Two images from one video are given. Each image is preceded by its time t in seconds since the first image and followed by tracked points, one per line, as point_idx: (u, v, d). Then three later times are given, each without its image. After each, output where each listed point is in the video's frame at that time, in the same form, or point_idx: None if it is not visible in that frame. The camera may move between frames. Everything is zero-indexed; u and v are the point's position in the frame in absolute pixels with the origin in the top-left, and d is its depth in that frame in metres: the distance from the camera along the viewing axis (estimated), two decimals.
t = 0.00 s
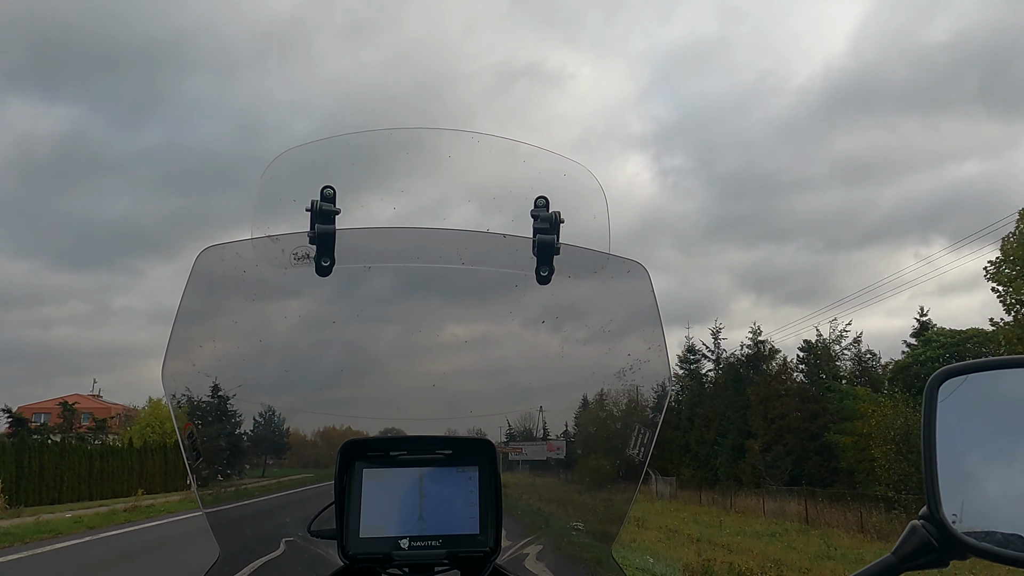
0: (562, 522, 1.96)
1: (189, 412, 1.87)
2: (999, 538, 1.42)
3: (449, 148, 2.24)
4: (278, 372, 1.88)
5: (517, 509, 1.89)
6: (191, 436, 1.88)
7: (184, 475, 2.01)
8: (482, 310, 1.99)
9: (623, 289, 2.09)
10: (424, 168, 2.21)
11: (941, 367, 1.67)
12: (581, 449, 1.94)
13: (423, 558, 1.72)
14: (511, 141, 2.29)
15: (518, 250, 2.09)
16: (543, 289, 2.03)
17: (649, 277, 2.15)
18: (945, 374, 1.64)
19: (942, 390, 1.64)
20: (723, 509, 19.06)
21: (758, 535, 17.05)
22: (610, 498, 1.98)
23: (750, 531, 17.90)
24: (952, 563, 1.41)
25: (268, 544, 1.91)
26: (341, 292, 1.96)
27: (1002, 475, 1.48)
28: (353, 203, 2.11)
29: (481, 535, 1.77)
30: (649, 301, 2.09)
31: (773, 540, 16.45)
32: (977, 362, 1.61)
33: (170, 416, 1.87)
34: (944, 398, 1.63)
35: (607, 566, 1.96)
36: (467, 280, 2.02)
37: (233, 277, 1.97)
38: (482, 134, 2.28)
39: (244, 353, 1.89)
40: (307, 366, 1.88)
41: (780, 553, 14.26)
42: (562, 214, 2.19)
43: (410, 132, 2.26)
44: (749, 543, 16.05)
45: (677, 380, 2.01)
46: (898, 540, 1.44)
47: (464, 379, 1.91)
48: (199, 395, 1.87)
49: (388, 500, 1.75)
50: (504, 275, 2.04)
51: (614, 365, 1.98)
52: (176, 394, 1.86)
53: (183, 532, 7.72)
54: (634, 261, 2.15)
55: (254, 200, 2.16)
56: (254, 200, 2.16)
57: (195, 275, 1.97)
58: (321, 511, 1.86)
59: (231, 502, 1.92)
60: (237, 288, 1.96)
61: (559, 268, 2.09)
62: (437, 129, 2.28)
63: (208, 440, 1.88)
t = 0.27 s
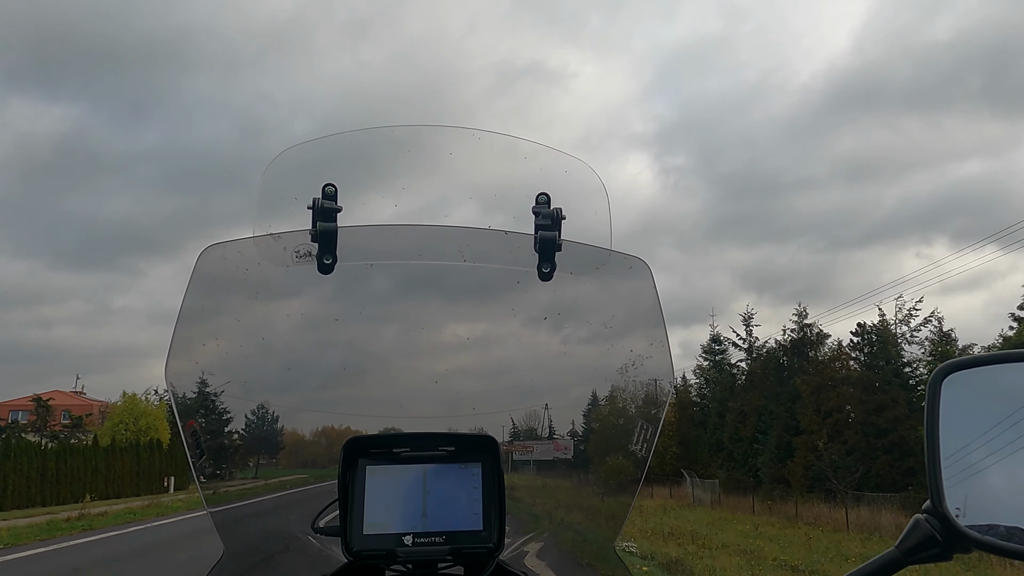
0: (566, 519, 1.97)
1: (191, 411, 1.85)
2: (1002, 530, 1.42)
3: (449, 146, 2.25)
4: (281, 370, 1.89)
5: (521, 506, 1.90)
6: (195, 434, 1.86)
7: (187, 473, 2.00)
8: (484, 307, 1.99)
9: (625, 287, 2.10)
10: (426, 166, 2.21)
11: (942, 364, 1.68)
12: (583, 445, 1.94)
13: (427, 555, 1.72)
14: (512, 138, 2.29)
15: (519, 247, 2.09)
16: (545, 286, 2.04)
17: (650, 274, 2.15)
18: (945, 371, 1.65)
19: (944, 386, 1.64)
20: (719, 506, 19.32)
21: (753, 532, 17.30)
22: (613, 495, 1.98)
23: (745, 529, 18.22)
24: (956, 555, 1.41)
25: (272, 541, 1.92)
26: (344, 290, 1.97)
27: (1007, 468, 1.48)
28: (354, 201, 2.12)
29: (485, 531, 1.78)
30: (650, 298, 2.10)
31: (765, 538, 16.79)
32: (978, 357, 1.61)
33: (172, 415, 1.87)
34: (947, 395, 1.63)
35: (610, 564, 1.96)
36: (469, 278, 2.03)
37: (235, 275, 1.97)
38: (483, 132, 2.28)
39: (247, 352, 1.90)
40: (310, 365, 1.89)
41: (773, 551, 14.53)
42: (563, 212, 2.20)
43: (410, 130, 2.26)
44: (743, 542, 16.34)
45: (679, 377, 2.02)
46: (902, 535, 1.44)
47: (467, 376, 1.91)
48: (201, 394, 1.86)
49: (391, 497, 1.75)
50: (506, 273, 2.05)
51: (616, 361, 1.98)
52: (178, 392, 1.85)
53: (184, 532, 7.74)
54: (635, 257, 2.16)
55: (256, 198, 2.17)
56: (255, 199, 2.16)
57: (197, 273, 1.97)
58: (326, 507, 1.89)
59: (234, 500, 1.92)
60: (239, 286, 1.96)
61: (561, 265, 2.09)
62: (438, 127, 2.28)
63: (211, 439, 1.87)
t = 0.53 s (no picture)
0: (571, 518, 1.97)
1: (197, 411, 1.85)
2: (1008, 527, 1.42)
3: (453, 145, 2.25)
4: (287, 371, 1.89)
5: (525, 506, 1.90)
6: (199, 434, 1.85)
7: (192, 474, 2.00)
8: (489, 307, 1.99)
9: (629, 285, 2.10)
10: (429, 165, 2.21)
11: (946, 360, 1.66)
12: (588, 444, 1.93)
13: (432, 554, 1.72)
14: (515, 137, 2.29)
15: (524, 245, 2.09)
16: (549, 285, 2.04)
17: (655, 272, 2.15)
18: (952, 367, 1.63)
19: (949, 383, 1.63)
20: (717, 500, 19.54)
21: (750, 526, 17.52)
22: (618, 495, 1.98)
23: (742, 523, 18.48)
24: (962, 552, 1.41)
25: (276, 542, 1.92)
26: (348, 290, 1.97)
27: (1014, 464, 1.47)
28: (358, 201, 2.12)
29: (490, 530, 1.78)
30: (655, 297, 2.09)
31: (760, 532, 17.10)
32: (985, 354, 1.60)
33: (178, 415, 1.87)
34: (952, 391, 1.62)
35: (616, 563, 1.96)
36: (472, 277, 2.03)
37: (239, 276, 1.97)
38: (486, 131, 2.28)
39: (253, 352, 1.90)
40: (315, 365, 1.89)
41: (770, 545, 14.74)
42: (567, 210, 2.20)
43: (414, 130, 2.26)
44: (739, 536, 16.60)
45: (684, 375, 2.01)
46: (909, 531, 1.43)
47: (472, 375, 1.91)
48: (207, 394, 1.86)
49: (396, 497, 1.75)
50: (510, 272, 2.05)
51: (621, 359, 1.98)
52: (184, 392, 1.85)
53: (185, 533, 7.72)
54: (639, 255, 2.16)
55: (259, 198, 2.17)
56: (259, 200, 2.16)
57: (201, 273, 1.97)
58: (331, 507, 1.87)
59: (240, 500, 1.92)
60: (244, 286, 1.96)
61: (566, 264, 2.09)
62: (441, 126, 2.28)
63: (216, 438, 1.86)
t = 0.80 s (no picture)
0: (569, 520, 1.97)
1: (196, 418, 1.87)
2: (1004, 529, 1.42)
3: (449, 150, 2.25)
4: (283, 377, 1.89)
5: (523, 509, 1.90)
6: (197, 441, 1.88)
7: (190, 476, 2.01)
8: (484, 309, 1.99)
9: (626, 289, 2.10)
10: (426, 169, 2.21)
11: (940, 364, 1.67)
12: (585, 448, 1.94)
13: (430, 560, 1.72)
14: (511, 141, 2.29)
15: (520, 249, 2.09)
16: (546, 289, 2.04)
17: (651, 275, 2.15)
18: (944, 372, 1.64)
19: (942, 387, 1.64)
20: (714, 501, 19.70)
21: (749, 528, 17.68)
22: (615, 498, 1.98)
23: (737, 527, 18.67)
24: (958, 555, 1.42)
25: (274, 548, 1.91)
26: (344, 296, 1.97)
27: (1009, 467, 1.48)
28: (355, 206, 2.12)
29: (488, 536, 1.78)
30: (651, 300, 2.10)
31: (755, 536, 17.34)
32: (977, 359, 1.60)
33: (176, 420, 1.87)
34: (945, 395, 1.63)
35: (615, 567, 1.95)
36: (468, 281, 2.03)
37: (236, 280, 1.98)
38: (482, 136, 2.28)
39: (249, 358, 1.90)
40: (311, 368, 1.89)
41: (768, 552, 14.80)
42: (563, 214, 2.20)
43: (410, 134, 2.27)
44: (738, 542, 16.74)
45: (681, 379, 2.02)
46: (905, 534, 1.44)
47: (470, 378, 1.92)
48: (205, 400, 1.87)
49: (393, 502, 1.75)
50: (507, 276, 2.05)
51: (618, 363, 1.98)
52: (182, 398, 1.87)
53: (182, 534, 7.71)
54: (636, 259, 2.16)
55: (255, 203, 2.16)
56: (256, 205, 2.16)
57: (198, 279, 1.97)
58: (328, 513, 1.88)
59: (237, 503, 1.93)
60: (240, 291, 1.96)
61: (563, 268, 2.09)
62: (438, 131, 2.28)
63: (214, 444, 1.89)
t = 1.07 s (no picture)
0: (568, 522, 1.96)
1: (195, 420, 1.88)
2: (1005, 533, 1.41)
3: (449, 151, 2.24)
4: (282, 379, 1.88)
5: (522, 511, 1.89)
6: (195, 444, 1.89)
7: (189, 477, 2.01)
8: (484, 311, 1.98)
9: (626, 291, 2.09)
10: (425, 170, 2.20)
11: (943, 366, 1.66)
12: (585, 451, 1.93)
13: (429, 563, 1.71)
14: (511, 143, 2.29)
15: (520, 251, 2.08)
16: (546, 291, 2.03)
17: (652, 277, 2.14)
18: (947, 373, 1.63)
19: (945, 388, 1.63)
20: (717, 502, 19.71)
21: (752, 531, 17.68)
22: (616, 501, 1.97)
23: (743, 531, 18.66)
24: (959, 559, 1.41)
25: (273, 551, 1.90)
26: (343, 298, 1.96)
27: (1012, 471, 1.47)
28: (354, 208, 2.11)
29: (488, 539, 1.76)
30: (651, 302, 2.09)
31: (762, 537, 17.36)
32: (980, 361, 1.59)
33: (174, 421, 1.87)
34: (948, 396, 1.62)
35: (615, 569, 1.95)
36: (468, 283, 2.02)
37: (235, 281, 1.97)
38: (482, 138, 2.27)
39: (248, 359, 1.89)
40: (310, 371, 1.88)
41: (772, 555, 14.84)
42: (563, 217, 2.19)
43: (410, 136, 2.26)
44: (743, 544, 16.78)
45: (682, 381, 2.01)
46: (906, 538, 1.43)
47: (470, 381, 1.91)
48: (204, 402, 1.87)
49: (392, 505, 1.74)
50: (506, 278, 2.04)
51: (618, 366, 1.97)
52: (180, 399, 1.87)
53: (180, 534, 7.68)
54: (636, 261, 2.15)
55: (254, 205, 2.16)
56: (255, 206, 2.15)
57: (197, 280, 1.97)
58: (327, 517, 1.87)
59: (235, 504, 1.93)
60: (239, 293, 1.96)
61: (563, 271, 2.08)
62: (437, 132, 2.27)
63: (213, 446, 1.89)
